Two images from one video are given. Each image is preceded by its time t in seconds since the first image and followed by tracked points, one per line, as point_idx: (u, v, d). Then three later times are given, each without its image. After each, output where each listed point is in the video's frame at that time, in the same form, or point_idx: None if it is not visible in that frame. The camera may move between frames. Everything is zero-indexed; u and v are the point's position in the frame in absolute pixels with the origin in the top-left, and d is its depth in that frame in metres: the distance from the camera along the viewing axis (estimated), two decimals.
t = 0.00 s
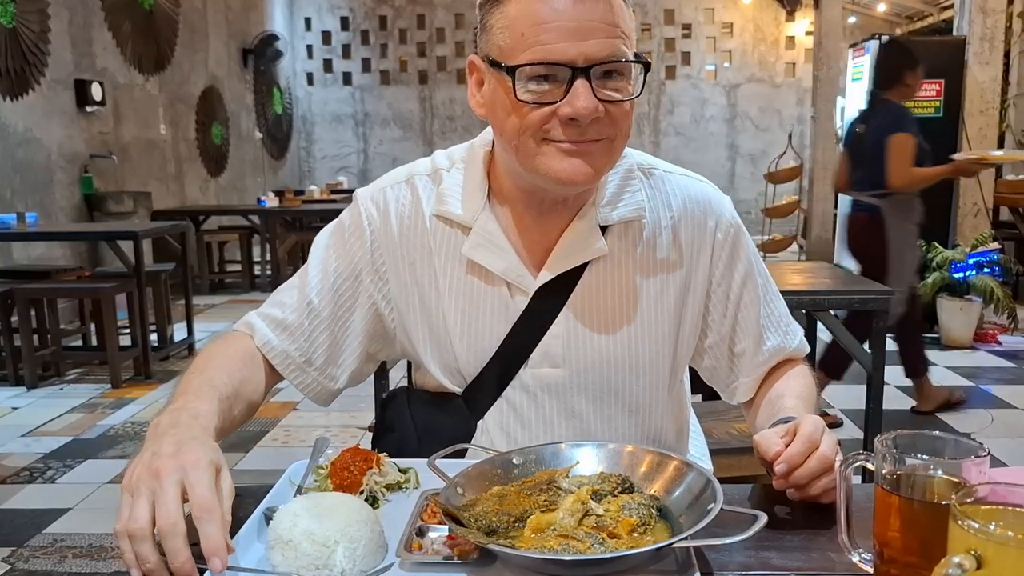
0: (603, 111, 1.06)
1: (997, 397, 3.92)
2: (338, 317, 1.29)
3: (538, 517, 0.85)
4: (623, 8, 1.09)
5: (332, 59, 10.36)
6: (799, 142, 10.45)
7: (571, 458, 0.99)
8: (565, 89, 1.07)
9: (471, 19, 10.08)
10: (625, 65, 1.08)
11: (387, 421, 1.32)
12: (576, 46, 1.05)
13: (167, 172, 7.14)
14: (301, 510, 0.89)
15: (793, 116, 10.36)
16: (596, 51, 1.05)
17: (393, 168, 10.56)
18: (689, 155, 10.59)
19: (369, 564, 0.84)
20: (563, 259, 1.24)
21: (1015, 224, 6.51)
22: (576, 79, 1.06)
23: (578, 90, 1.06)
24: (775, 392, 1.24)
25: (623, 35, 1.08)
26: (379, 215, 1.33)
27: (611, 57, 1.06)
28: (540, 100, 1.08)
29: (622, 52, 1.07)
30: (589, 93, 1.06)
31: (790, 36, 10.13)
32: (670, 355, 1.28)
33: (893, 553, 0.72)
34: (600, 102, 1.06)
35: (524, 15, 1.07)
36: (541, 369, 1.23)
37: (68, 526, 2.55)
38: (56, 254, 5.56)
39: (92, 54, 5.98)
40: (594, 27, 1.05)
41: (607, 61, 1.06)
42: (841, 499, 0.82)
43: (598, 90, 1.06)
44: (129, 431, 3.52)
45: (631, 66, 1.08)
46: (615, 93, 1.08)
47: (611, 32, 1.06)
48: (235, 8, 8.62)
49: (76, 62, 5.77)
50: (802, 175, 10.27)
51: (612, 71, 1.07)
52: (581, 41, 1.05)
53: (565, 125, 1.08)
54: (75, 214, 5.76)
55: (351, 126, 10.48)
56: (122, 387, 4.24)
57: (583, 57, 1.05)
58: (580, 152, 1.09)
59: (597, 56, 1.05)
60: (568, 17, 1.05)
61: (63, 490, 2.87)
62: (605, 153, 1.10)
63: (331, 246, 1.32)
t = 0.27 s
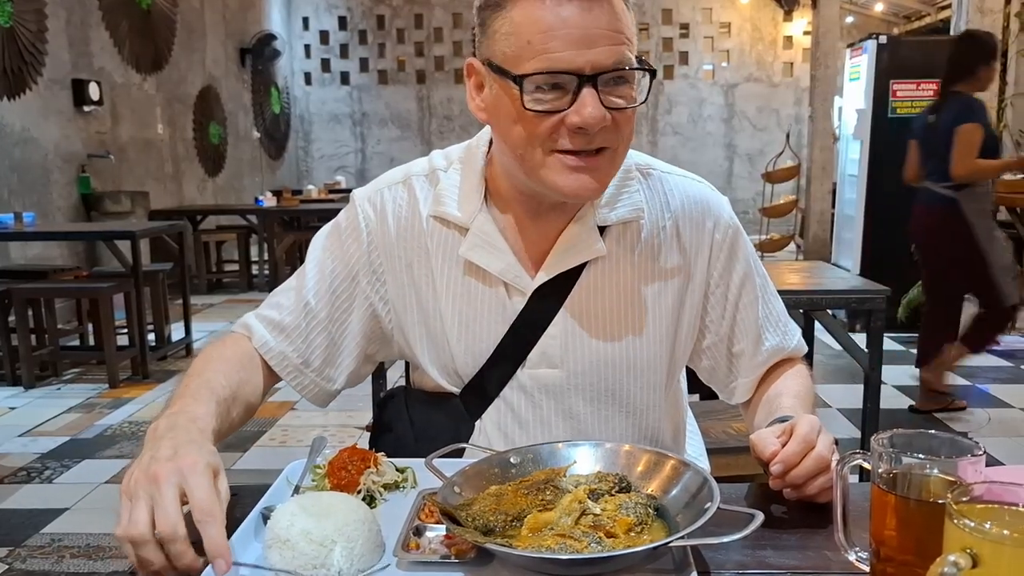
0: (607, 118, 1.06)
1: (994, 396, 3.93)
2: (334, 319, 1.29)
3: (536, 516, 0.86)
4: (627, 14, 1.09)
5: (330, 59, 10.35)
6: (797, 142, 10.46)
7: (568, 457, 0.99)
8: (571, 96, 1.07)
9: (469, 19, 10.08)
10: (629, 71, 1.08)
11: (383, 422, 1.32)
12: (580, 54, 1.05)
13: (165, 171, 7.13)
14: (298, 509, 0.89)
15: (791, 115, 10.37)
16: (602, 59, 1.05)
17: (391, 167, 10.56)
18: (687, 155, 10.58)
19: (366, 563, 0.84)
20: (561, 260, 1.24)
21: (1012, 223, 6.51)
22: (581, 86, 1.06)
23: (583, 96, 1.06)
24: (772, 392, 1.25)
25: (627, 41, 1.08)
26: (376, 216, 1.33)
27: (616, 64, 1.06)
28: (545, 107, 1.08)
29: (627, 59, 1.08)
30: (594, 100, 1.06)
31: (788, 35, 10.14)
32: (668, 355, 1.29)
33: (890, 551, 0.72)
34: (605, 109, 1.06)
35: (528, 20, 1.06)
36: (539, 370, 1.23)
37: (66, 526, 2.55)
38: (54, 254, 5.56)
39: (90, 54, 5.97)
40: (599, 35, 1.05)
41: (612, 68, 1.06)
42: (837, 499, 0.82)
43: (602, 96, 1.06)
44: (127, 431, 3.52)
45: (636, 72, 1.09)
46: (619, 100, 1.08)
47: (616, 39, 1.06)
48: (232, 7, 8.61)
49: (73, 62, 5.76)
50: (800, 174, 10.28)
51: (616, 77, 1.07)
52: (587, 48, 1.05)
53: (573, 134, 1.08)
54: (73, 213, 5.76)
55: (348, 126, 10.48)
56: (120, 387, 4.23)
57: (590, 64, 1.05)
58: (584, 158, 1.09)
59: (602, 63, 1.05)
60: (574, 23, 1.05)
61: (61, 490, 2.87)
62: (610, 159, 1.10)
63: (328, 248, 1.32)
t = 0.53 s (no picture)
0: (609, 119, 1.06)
1: (991, 395, 3.93)
2: (330, 315, 1.29)
3: (532, 515, 0.86)
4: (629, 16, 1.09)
5: (327, 58, 10.35)
6: (794, 141, 10.47)
7: (564, 456, 0.99)
8: (573, 97, 1.07)
9: (467, 19, 10.08)
10: (631, 73, 1.08)
11: (380, 420, 1.32)
12: (583, 55, 1.05)
13: (162, 171, 7.12)
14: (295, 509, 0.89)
15: (788, 115, 10.38)
16: (604, 60, 1.05)
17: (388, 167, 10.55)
18: (684, 154, 10.57)
19: (362, 563, 0.84)
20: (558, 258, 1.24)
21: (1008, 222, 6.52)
22: (584, 87, 1.06)
23: (586, 97, 1.06)
24: (768, 389, 1.25)
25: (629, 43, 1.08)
26: (373, 212, 1.33)
27: (619, 65, 1.06)
28: (546, 108, 1.08)
29: (629, 60, 1.08)
30: (597, 101, 1.06)
31: (784, 35, 10.16)
32: (664, 352, 1.29)
33: (885, 550, 0.72)
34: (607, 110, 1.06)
35: (531, 22, 1.07)
36: (536, 366, 1.23)
37: (63, 526, 2.55)
38: (51, 254, 5.55)
39: (87, 53, 5.96)
40: (602, 36, 1.05)
41: (614, 69, 1.06)
42: (833, 497, 0.82)
43: (604, 97, 1.06)
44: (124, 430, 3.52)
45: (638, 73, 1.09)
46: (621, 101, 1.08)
47: (619, 40, 1.06)
48: (229, 7, 8.60)
49: (70, 61, 5.75)
50: (797, 174, 10.29)
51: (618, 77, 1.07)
52: (590, 50, 1.05)
53: (575, 134, 1.08)
54: (70, 213, 5.75)
55: (346, 125, 10.47)
56: (117, 387, 4.23)
57: (593, 66, 1.05)
58: (585, 158, 1.09)
59: (604, 64, 1.05)
60: (578, 25, 1.05)
61: (58, 489, 2.86)
62: (610, 159, 1.10)
63: (324, 244, 1.32)
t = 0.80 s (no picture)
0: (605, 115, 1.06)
1: (989, 395, 3.93)
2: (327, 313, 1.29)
3: (532, 514, 0.85)
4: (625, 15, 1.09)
5: (325, 58, 10.34)
6: (791, 141, 10.47)
7: (563, 456, 0.99)
8: (570, 95, 1.07)
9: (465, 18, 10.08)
10: (628, 70, 1.08)
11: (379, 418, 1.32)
12: (580, 53, 1.05)
13: (160, 171, 7.11)
14: (293, 508, 0.89)
15: (785, 115, 10.38)
16: (601, 58, 1.05)
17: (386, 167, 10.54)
18: (682, 154, 10.56)
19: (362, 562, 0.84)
20: (553, 255, 1.24)
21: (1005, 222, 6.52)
22: (580, 84, 1.06)
23: (583, 94, 1.06)
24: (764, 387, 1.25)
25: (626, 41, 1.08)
26: (369, 212, 1.33)
27: (615, 63, 1.06)
28: (543, 106, 1.07)
29: (625, 58, 1.07)
30: (594, 98, 1.06)
31: (782, 35, 10.17)
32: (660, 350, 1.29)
33: (886, 550, 0.72)
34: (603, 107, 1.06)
35: (528, 20, 1.06)
36: (532, 363, 1.23)
37: (61, 525, 2.54)
38: (49, 254, 5.54)
39: (85, 53, 5.95)
40: (599, 34, 1.05)
41: (611, 67, 1.06)
42: (834, 496, 0.82)
43: (601, 94, 1.06)
44: (123, 430, 3.51)
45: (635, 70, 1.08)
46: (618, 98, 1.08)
47: (616, 38, 1.06)
48: (228, 6, 8.59)
49: (68, 61, 5.74)
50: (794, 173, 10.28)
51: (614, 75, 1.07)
52: (587, 47, 1.05)
53: (572, 131, 1.07)
54: (68, 212, 5.74)
55: (344, 125, 10.47)
56: (115, 386, 4.22)
57: (590, 64, 1.05)
58: (581, 155, 1.09)
59: (601, 62, 1.05)
60: (575, 22, 1.05)
61: (57, 489, 2.86)
62: (606, 156, 1.10)
63: (321, 243, 1.32)
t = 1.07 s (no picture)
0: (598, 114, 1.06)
1: (986, 394, 3.93)
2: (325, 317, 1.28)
3: (531, 513, 0.85)
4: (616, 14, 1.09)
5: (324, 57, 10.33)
6: (789, 141, 10.47)
7: (563, 454, 0.99)
8: (562, 93, 1.07)
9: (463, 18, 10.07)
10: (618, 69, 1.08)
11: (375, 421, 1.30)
12: (572, 51, 1.05)
13: (159, 170, 7.10)
14: (292, 506, 0.88)
15: (784, 114, 10.38)
16: (592, 56, 1.05)
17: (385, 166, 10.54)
18: (680, 154, 10.55)
19: (361, 561, 0.84)
20: (547, 254, 1.24)
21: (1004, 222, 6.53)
22: (573, 83, 1.06)
23: (574, 92, 1.06)
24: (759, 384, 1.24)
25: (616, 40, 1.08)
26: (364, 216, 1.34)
27: (606, 61, 1.06)
28: (536, 105, 1.07)
29: (616, 56, 1.07)
30: (586, 96, 1.06)
31: (781, 35, 10.17)
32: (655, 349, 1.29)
33: (885, 549, 0.72)
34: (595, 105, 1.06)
35: (521, 19, 1.06)
36: (528, 363, 1.23)
37: (59, 525, 2.54)
38: (47, 253, 5.53)
39: (83, 52, 5.94)
40: (592, 33, 1.05)
41: (602, 65, 1.06)
42: (833, 496, 0.82)
43: (592, 93, 1.06)
44: (121, 429, 3.51)
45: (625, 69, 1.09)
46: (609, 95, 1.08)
47: (606, 36, 1.06)
48: (226, 6, 8.58)
49: (66, 60, 5.73)
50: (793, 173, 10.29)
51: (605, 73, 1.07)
52: (579, 46, 1.04)
53: (565, 129, 1.08)
54: (67, 211, 5.73)
55: (343, 124, 10.46)
56: (114, 386, 4.22)
57: (582, 62, 1.05)
58: (574, 154, 1.09)
59: (592, 61, 1.05)
60: (567, 21, 1.05)
61: (55, 488, 2.86)
62: (598, 154, 1.10)
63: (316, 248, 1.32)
